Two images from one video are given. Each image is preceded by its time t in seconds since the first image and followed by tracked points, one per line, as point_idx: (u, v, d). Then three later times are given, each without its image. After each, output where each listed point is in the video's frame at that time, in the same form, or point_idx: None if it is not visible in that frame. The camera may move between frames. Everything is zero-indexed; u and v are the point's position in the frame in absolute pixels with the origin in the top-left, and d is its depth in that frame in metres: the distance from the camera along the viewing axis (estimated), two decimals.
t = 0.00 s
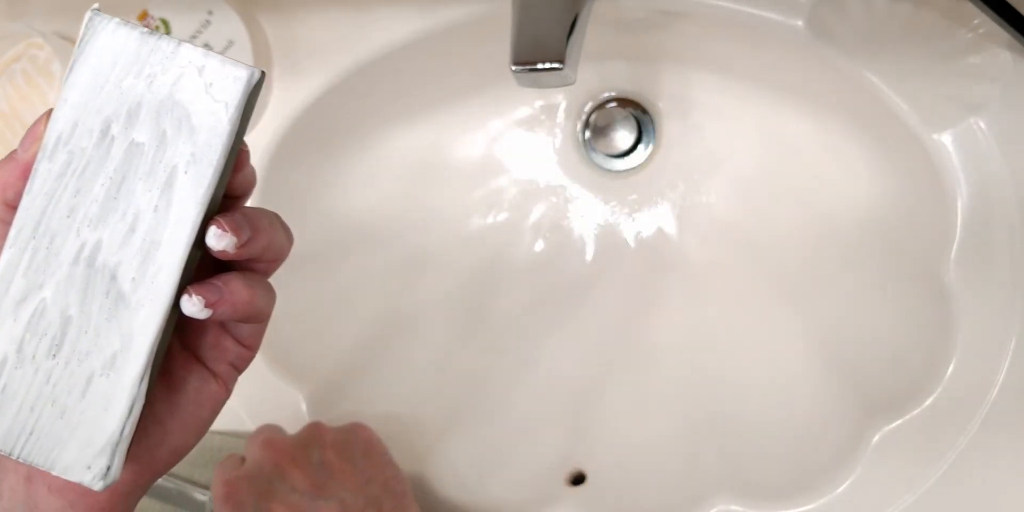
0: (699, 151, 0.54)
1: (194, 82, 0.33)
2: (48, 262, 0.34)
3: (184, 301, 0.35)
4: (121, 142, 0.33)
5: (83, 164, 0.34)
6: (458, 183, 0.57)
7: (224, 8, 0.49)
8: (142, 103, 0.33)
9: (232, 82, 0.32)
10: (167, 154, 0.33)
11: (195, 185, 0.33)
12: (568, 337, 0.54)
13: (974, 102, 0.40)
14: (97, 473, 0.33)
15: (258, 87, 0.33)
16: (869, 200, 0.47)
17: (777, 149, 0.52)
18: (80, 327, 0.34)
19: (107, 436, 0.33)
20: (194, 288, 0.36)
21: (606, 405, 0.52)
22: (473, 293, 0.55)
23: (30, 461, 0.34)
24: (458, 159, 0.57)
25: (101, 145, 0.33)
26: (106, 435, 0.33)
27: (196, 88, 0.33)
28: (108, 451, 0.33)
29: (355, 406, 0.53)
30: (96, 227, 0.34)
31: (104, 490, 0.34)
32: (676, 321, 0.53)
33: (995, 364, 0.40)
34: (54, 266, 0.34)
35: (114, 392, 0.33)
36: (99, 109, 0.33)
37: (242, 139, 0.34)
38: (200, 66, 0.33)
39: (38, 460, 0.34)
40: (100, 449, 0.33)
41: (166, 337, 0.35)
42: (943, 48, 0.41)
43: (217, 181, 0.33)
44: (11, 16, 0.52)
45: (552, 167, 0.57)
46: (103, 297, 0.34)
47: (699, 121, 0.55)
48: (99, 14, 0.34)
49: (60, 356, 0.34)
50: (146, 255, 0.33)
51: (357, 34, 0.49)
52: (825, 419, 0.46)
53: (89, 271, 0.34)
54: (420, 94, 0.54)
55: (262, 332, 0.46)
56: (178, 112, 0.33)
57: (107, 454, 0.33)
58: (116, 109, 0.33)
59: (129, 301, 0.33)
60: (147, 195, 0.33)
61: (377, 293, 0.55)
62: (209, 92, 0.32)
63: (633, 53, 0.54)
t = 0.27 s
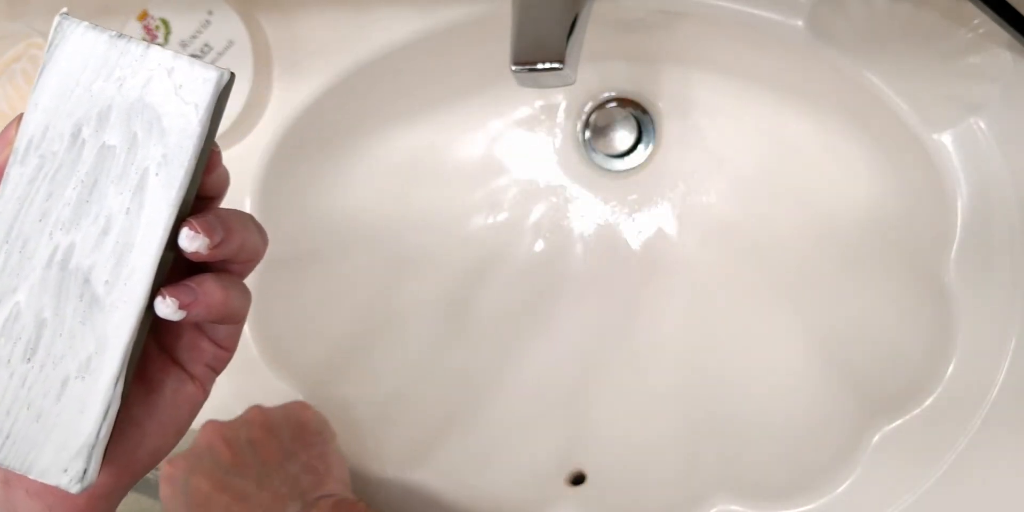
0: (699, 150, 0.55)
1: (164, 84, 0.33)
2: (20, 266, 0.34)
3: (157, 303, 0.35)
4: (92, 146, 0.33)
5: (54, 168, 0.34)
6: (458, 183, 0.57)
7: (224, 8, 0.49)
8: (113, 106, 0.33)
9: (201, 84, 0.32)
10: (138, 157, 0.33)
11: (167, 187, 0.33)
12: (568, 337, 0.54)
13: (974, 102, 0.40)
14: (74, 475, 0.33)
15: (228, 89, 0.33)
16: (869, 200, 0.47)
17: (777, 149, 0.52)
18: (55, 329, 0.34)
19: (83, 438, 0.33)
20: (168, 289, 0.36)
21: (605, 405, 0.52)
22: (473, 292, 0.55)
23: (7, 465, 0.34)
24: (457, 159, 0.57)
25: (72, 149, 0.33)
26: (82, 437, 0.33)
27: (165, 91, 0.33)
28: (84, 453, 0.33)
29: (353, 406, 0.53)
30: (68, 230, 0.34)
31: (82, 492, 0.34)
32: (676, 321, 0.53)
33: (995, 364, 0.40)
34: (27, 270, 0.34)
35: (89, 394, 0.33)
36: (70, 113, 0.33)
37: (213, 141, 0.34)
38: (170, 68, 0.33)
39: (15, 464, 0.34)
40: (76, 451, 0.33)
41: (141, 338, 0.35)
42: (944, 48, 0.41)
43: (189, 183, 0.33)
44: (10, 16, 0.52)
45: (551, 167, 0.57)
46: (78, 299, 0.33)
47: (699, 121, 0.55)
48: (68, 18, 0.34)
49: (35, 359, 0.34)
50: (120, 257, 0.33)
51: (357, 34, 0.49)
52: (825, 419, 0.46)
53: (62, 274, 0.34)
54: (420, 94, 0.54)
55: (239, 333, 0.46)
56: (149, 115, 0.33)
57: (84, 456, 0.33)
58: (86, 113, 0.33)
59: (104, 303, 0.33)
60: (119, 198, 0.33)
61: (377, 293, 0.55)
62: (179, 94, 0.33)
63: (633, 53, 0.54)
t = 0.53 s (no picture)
0: (699, 150, 0.54)
1: (145, 87, 0.33)
2: (6, 272, 0.34)
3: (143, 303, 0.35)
4: (75, 150, 0.33)
5: (38, 173, 0.33)
6: (458, 183, 0.57)
7: (224, 8, 0.49)
8: (94, 111, 0.33)
9: (181, 87, 0.33)
10: (121, 159, 0.33)
11: (151, 188, 0.33)
12: (568, 337, 0.54)
13: (974, 102, 0.40)
14: (65, 476, 0.33)
15: (208, 91, 0.34)
16: (869, 200, 0.47)
17: (777, 148, 0.52)
18: (42, 333, 0.34)
19: (73, 438, 0.33)
20: (154, 290, 0.35)
21: (605, 404, 0.52)
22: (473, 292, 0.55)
23: None
24: (457, 159, 0.57)
25: (55, 154, 0.33)
26: (71, 438, 0.33)
27: (146, 94, 0.33)
28: (74, 453, 0.33)
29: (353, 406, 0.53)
30: (53, 234, 0.33)
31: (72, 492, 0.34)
32: (676, 321, 0.53)
33: (995, 364, 0.40)
34: (12, 276, 0.34)
35: (78, 395, 0.33)
36: (52, 118, 0.33)
37: (194, 143, 0.34)
38: (149, 72, 0.33)
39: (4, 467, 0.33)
40: (66, 451, 0.33)
41: (128, 339, 0.35)
42: (944, 48, 0.41)
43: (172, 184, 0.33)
44: (11, 16, 0.52)
45: (551, 166, 0.57)
46: (64, 302, 0.33)
47: (699, 121, 0.55)
48: (48, 26, 0.34)
49: (22, 363, 0.34)
50: (105, 259, 0.33)
51: (357, 34, 0.49)
52: (825, 419, 0.46)
53: (48, 278, 0.33)
54: (420, 94, 0.54)
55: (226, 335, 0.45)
56: (130, 118, 0.33)
57: (73, 456, 0.33)
58: (69, 118, 0.33)
59: (91, 305, 0.33)
60: (103, 201, 0.33)
61: (377, 293, 0.55)
62: (160, 96, 0.33)
63: (633, 53, 0.54)
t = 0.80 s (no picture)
0: (699, 150, 0.54)
1: (122, 96, 0.33)
2: None
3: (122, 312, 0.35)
4: (53, 158, 0.34)
5: (18, 182, 0.34)
6: (458, 183, 0.57)
7: (224, 8, 0.49)
8: (72, 119, 0.34)
9: (157, 95, 0.33)
10: (99, 168, 0.33)
11: (127, 197, 0.33)
12: (568, 337, 0.54)
13: (974, 102, 0.40)
14: (45, 486, 0.34)
15: (185, 99, 0.34)
16: (869, 200, 0.47)
17: (777, 148, 0.52)
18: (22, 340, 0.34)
19: (51, 447, 0.34)
20: (133, 299, 0.36)
21: (606, 405, 0.52)
22: (473, 292, 0.55)
23: None
24: (457, 159, 0.57)
25: (33, 162, 0.34)
26: (50, 448, 0.34)
27: (123, 104, 0.33)
28: (54, 463, 0.34)
29: (351, 406, 0.53)
30: (33, 242, 0.34)
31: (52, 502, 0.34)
32: (676, 321, 0.53)
33: (996, 364, 0.40)
34: None
35: (57, 404, 0.34)
36: (32, 126, 0.34)
37: (172, 150, 0.34)
38: (126, 80, 0.33)
39: None
40: (46, 460, 0.34)
41: (107, 348, 0.35)
42: (944, 48, 0.41)
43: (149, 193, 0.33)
44: (11, 17, 0.52)
45: (551, 166, 0.57)
46: (44, 310, 0.34)
47: (699, 121, 0.55)
48: (27, 35, 0.35)
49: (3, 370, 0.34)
50: (83, 268, 0.34)
51: (357, 34, 0.49)
52: (825, 419, 0.46)
53: (28, 286, 0.34)
54: (420, 94, 0.54)
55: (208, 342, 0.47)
56: (108, 127, 0.33)
57: (53, 466, 0.34)
58: (48, 126, 0.34)
59: (68, 313, 0.34)
60: (80, 210, 0.34)
61: (377, 293, 0.55)
62: (136, 104, 0.33)
63: (633, 53, 0.54)
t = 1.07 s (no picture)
0: (699, 150, 0.54)
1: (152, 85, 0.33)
2: (15, 274, 0.34)
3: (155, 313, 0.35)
4: (84, 150, 0.34)
5: (48, 173, 0.34)
6: (458, 183, 0.57)
7: (224, 8, 0.49)
8: (101, 109, 0.33)
9: (190, 82, 0.32)
10: (129, 160, 0.33)
11: (159, 191, 0.33)
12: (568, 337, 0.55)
13: (974, 102, 0.41)
14: (76, 491, 0.33)
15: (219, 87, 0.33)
16: (869, 199, 0.47)
17: (778, 148, 0.52)
18: (53, 338, 0.34)
19: (84, 450, 0.33)
20: (167, 300, 0.35)
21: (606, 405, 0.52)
22: (474, 292, 0.56)
23: (12, 479, 0.34)
24: (457, 159, 0.57)
25: (62, 154, 0.34)
26: (82, 452, 0.33)
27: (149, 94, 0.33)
28: (87, 468, 0.33)
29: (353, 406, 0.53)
30: (63, 236, 0.34)
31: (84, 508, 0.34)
32: (676, 321, 0.53)
33: (995, 365, 0.40)
34: (24, 277, 0.34)
35: (90, 405, 0.33)
36: (58, 114, 0.34)
37: (206, 141, 0.34)
38: (159, 67, 0.33)
39: (16, 480, 0.34)
40: (78, 464, 0.33)
41: (141, 349, 0.35)
42: (943, 48, 0.41)
43: (182, 187, 0.33)
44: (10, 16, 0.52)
45: (551, 166, 0.57)
46: (74, 307, 0.34)
47: (699, 121, 0.55)
48: (53, 17, 0.34)
49: (35, 369, 0.34)
50: (115, 264, 0.33)
51: (357, 34, 0.49)
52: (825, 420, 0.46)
53: (58, 283, 0.34)
54: (420, 94, 0.54)
55: (245, 341, 0.46)
56: (138, 116, 0.33)
57: (86, 470, 0.33)
58: (76, 116, 0.33)
59: (101, 312, 0.33)
60: (110, 203, 0.33)
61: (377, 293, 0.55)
62: (169, 94, 0.33)
63: (633, 53, 0.54)
